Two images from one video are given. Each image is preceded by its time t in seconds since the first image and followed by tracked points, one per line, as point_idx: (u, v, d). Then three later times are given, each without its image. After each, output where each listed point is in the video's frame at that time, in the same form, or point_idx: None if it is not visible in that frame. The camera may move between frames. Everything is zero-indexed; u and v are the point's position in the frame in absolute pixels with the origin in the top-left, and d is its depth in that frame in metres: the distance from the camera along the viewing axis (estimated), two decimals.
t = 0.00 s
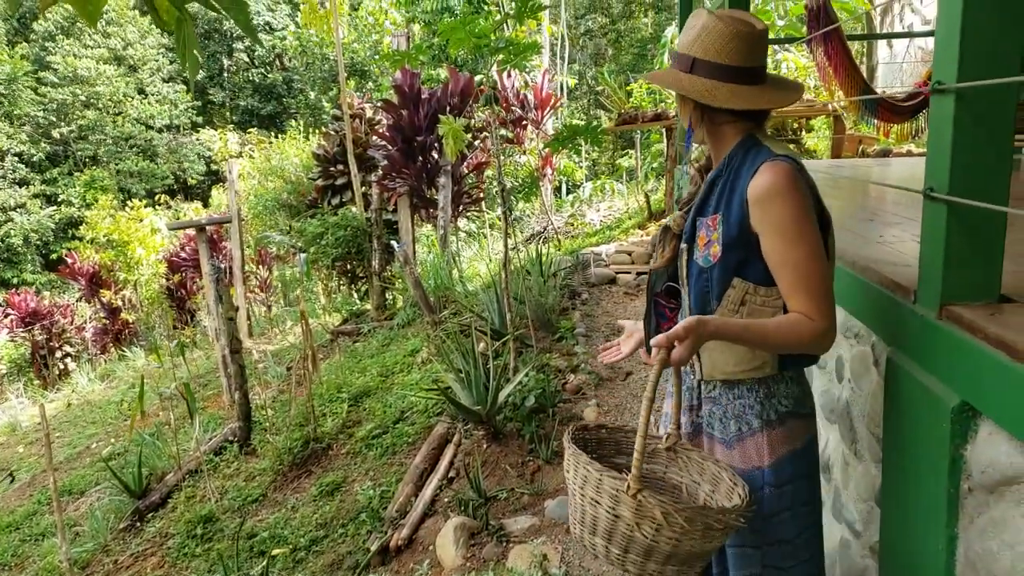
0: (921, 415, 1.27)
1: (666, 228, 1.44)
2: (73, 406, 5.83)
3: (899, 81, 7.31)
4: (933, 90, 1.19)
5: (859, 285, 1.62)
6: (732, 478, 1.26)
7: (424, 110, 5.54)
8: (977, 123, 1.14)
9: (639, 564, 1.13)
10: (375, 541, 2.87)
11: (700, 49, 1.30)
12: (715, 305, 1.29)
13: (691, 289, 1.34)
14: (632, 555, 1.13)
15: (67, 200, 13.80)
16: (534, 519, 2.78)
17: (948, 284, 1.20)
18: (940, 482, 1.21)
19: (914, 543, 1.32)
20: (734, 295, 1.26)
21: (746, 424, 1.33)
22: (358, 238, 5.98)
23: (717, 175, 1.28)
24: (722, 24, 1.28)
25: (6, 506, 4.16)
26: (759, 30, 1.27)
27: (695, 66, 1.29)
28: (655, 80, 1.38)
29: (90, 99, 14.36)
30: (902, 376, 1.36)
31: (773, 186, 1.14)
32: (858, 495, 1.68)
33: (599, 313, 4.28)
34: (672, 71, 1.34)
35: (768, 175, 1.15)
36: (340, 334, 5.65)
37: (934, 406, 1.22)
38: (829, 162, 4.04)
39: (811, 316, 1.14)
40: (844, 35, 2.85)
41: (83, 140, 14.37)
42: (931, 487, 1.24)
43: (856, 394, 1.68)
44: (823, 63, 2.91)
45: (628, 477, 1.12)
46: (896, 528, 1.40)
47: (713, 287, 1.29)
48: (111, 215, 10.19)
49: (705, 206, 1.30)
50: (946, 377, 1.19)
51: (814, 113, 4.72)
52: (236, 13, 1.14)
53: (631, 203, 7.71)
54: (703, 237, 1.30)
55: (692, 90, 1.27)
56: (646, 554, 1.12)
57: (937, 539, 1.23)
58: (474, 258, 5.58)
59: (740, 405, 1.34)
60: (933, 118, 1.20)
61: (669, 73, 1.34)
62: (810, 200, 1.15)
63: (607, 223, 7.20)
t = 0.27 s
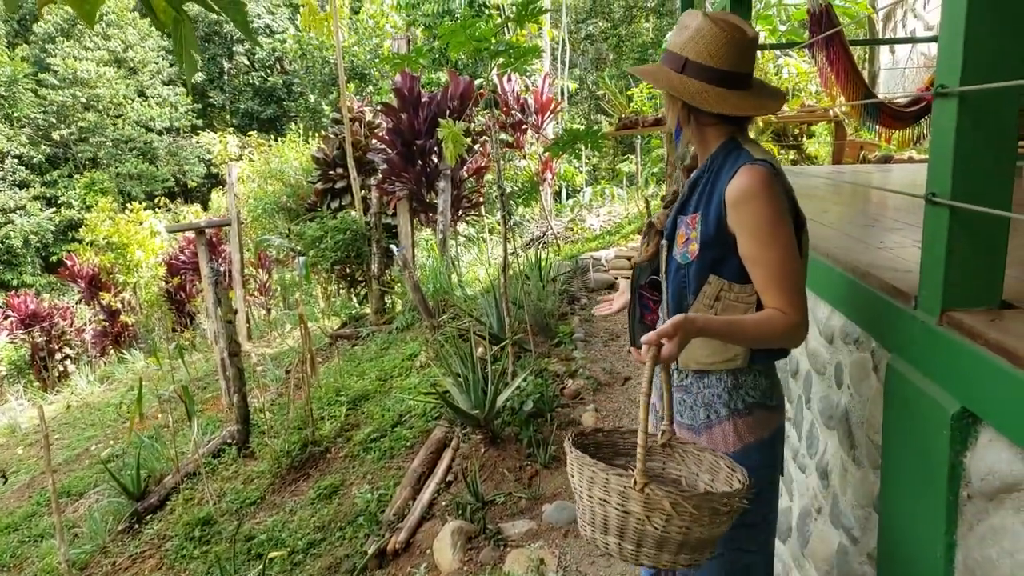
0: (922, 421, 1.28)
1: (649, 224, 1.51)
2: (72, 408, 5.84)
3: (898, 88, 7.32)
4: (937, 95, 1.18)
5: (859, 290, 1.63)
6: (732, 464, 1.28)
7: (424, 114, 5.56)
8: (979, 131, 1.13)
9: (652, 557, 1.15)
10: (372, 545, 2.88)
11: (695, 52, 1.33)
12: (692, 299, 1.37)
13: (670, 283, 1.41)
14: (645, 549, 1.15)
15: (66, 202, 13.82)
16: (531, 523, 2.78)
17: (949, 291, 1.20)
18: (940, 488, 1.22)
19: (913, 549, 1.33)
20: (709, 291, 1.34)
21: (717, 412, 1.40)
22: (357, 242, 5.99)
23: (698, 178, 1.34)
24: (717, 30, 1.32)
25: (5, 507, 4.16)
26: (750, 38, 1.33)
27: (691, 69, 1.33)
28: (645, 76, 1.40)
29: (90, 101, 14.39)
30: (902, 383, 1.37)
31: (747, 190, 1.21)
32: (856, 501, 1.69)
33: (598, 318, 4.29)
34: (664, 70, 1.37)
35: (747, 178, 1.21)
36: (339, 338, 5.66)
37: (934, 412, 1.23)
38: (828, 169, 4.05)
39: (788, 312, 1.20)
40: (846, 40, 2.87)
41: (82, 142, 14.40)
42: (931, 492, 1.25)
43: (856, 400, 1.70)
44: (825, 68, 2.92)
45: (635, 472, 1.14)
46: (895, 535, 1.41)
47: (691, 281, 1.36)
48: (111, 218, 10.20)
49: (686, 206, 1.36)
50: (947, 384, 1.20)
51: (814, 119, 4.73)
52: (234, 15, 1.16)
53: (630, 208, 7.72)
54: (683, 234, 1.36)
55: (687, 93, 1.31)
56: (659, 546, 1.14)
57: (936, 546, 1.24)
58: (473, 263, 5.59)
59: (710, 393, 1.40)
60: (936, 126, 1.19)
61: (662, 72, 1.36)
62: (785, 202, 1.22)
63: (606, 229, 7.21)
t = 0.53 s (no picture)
0: (926, 420, 1.26)
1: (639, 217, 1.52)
2: (70, 403, 5.84)
3: (899, 80, 7.26)
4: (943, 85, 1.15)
5: (863, 286, 1.61)
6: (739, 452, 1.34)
7: (420, 107, 5.52)
8: (987, 122, 1.11)
9: (671, 547, 1.18)
10: (370, 540, 2.88)
11: (684, 47, 1.33)
12: (677, 291, 1.38)
13: (657, 276, 1.42)
14: (664, 540, 1.17)
15: (64, 196, 13.80)
16: (529, 519, 2.78)
17: (955, 288, 1.18)
18: (944, 489, 1.20)
19: (916, 548, 1.32)
20: (693, 284, 1.35)
21: (698, 400, 1.45)
22: (354, 237, 5.97)
23: (685, 173, 1.35)
24: (705, 26, 1.32)
25: (3, 502, 4.16)
26: (738, 33, 1.33)
27: (680, 64, 1.32)
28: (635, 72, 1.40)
29: (87, 95, 14.34)
30: (906, 380, 1.35)
31: (733, 187, 1.22)
32: (857, 499, 1.68)
33: (596, 312, 4.28)
34: (653, 65, 1.36)
35: (733, 174, 1.23)
36: (336, 333, 5.65)
37: (939, 411, 1.21)
38: (829, 162, 4.03)
39: (772, 305, 1.22)
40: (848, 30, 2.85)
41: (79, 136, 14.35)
42: (934, 492, 1.24)
43: (857, 398, 1.68)
44: (826, 60, 2.89)
45: (647, 468, 1.16)
46: (898, 534, 1.39)
47: (676, 274, 1.37)
48: (108, 212, 10.17)
49: (674, 200, 1.37)
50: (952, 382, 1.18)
51: (815, 111, 4.70)
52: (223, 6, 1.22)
53: (629, 201, 7.69)
54: (669, 228, 1.37)
55: (677, 88, 1.31)
56: (678, 536, 1.16)
57: (940, 546, 1.23)
58: (471, 257, 5.57)
59: (692, 382, 1.46)
60: (943, 117, 1.17)
61: (652, 67, 1.36)
62: (769, 198, 1.24)
63: (605, 222, 7.19)
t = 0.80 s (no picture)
0: (946, 421, 1.21)
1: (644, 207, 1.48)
2: (77, 391, 5.86)
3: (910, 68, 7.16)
4: (969, 70, 1.10)
5: (879, 281, 1.54)
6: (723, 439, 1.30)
7: (426, 95, 5.46)
8: (1016, 109, 1.05)
9: (653, 533, 1.15)
10: (374, 533, 2.86)
11: (690, 36, 1.28)
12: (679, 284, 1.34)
13: (658, 268, 1.38)
14: (646, 526, 1.15)
15: (72, 183, 13.84)
16: (534, 512, 2.76)
17: (978, 285, 1.13)
18: (965, 493, 1.15)
19: (934, 553, 1.27)
20: (694, 276, 1.31)
21: (699, 390, 1.41)
22: (360, 225, 5.95)
23: (689, 165, 1.31)
24: (711, 14, 1.27)
25: (10, 489, 4.18)
26: (745, 22, 1.27)
27: (686, 54, 1.27)
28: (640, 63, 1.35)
29: (95, 82, 14.35)
30: (925, 379, 1.30)
31: (736, 179, 1.18)
32: (871, 499, 1.64)
33: (602, 303, 4.24)
34: (658, 56, 1.32)
35: (736, 166, 1.19)
36: (342, 321, 5.63)
37: (961, 412, 1.16)
38: (840, 151, 3.96)
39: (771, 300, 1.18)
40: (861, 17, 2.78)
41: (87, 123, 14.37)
42: (955, 495, 1.19)
43: (872, 395, 1.64)
44: (839, 47, 2.82)
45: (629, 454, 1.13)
46: (915, 537, 1.35)
47: (678, 267, 1.33)
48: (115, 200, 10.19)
49: (677, 191, 1.33)
50: (975, 382, 1.13)
51: (825, 99, 4.62)
52: None
53: (636, 190, 7.63)
54: (672, 220, 1.33)
55: (682, 78, 1.26)
56: (659, 522, 1.14)
57: (961, 552, 1.18)
58: (477, 247, 5.53)
59: (694, 371, 1.42)
60: (969, 105, 1.12)
61: (656, 57, 1.31)
62: (772, 191, 1.19)
63: (612, 211, 7.13)
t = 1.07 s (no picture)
0: (964, 429, 1.12)
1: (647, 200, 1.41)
2: (77, 380, 5.86)
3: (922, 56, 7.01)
4: (994, 63, 1.02)
5: (892, 279, 1.47)
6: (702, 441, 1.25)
7: (429, 82, 5.35)
8: None
9: (619, 523, 1.12)
10: (374, 530, 2.82)
11: (697, 24, 1.21)
12: (683, 280, 1.27)
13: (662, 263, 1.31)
14: (612, 516, 1.11)
15: (75, 170, 13.84)
16: (536, 510, 2.70)
17: (1001, 288, 1.05)
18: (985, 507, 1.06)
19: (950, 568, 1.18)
20: (701, 273, 1.24)
21: (704, 388, 1.34)
22: (362, 214, 5.89)
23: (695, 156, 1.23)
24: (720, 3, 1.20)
25: (9, 481, 4.18)
26: (751, 16, 1.22)
27: (693, 42, 1.20)
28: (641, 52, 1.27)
29: (97, 68, 14.29)
30: (940, 383, 1.21)
31: (745, 173, 1.11)
32: (883, 504, 1.58)
33: (607, 295, 4.17)
34: (662, 45, 1.24)
35: (745, 160, 1.12)
36: (343, 312, 5.58)
37: (981, 420, 1.07)
38: (850, 140, 3.86)
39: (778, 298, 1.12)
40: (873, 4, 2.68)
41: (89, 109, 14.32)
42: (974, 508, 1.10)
43: (884, 396, 1.57)
44: (848, 36, 2.75)
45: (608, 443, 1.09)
46: (930, 549, 1.26)
47: (682, 263, 1.26)
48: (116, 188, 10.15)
49: (683, 183, 1.26)
50: (998, 388, 1.04)
51: (836, 88, 4.51)
52: None
53: (642, 179, 7.53)
54: (677, 214, 1.26)
55: (688, 66, 1.18)
56: (626, 514, 1.10)
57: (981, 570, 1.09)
58: (480, 236, 5.46)
59: (701, 369, 1.35)
60: (993, 99, 1.04)
61: (661, 46, 1.23)
62: (781, 186, 1.13)
63: (617, 201, 7.05)
